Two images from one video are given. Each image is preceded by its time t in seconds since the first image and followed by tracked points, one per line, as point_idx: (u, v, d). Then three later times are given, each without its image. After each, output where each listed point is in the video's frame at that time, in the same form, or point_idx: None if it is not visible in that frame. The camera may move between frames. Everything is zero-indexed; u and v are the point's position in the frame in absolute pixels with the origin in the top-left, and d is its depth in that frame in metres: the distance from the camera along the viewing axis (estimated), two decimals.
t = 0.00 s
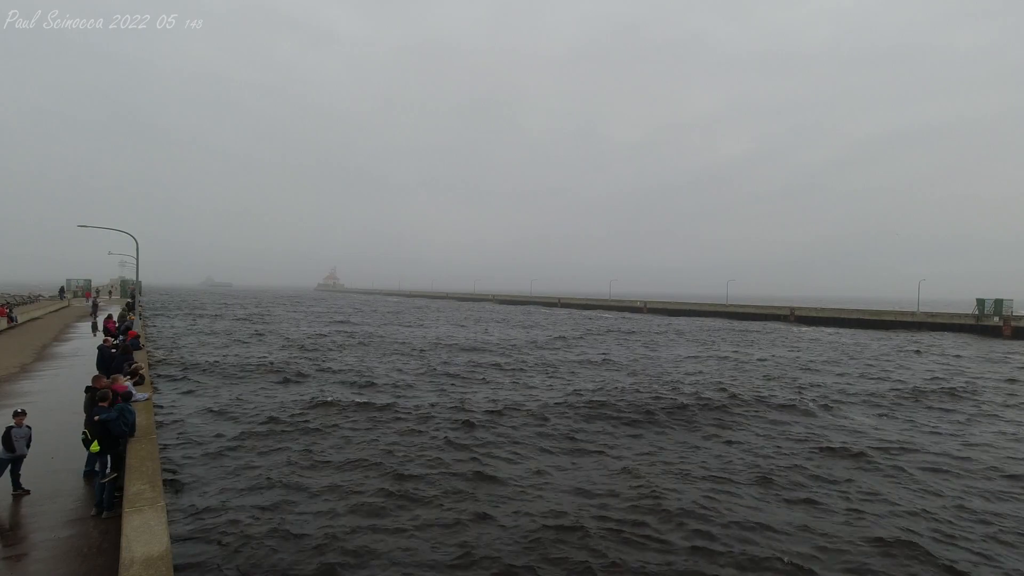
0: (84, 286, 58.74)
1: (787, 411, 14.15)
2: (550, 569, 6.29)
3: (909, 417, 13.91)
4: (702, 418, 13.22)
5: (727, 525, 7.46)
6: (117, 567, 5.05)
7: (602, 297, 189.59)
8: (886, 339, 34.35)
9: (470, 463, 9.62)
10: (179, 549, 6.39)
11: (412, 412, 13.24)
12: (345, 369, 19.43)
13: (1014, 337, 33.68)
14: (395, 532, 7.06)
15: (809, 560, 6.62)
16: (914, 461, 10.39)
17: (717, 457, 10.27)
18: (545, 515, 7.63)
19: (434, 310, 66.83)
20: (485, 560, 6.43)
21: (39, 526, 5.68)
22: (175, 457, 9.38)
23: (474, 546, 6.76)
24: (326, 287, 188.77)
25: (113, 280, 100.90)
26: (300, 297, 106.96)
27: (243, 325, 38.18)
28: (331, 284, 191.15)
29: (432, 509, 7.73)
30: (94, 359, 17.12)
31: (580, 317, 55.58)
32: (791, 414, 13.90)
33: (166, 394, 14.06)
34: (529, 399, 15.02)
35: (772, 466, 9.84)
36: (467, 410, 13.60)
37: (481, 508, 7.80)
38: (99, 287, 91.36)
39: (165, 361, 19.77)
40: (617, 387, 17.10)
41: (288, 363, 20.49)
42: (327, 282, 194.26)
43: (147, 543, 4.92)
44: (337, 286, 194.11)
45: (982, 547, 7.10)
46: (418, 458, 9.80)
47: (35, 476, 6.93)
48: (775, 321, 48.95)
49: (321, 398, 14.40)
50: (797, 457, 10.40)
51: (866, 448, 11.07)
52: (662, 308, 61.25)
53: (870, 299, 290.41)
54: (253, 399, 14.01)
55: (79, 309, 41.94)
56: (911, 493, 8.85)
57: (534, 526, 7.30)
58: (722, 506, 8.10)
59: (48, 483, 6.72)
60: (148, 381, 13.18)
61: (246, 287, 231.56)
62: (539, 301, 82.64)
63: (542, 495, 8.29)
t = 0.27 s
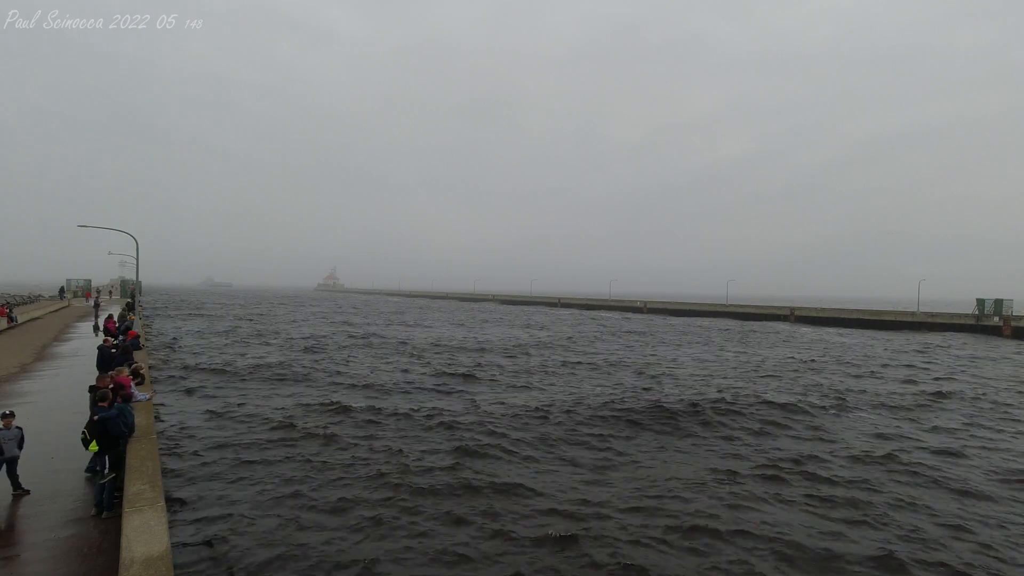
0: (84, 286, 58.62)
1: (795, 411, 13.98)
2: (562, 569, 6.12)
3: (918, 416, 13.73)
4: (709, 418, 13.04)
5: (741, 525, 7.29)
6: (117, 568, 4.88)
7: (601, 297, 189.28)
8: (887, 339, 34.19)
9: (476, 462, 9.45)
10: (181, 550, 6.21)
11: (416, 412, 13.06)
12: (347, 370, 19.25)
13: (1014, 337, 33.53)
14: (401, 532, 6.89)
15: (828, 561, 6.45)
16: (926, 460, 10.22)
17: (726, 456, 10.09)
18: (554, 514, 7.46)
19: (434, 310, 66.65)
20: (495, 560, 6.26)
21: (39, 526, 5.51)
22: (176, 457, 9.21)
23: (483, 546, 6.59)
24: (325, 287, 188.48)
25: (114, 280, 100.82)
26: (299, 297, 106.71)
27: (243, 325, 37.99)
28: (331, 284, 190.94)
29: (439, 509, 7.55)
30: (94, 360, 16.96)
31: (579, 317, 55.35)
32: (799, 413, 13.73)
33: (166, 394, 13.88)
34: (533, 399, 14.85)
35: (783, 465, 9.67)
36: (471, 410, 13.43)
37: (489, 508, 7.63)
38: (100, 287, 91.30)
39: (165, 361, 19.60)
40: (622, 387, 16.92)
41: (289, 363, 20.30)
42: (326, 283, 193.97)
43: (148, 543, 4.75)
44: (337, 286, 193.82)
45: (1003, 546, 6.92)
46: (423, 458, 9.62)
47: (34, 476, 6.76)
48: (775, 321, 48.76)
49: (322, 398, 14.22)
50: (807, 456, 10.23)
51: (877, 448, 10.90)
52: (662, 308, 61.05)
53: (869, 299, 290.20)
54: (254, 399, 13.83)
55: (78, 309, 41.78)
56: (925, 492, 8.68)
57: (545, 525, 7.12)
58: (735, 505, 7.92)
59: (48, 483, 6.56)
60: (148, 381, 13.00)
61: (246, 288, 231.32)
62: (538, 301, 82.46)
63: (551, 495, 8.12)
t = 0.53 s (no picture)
0: (84, 286, 58.51)
1: (800, 411, 13.87)
2: (570, 569, 6.02)
3: (924, 416, 13.64)
4: (713, 417, 12.93)
5: (750, 525, 7.18)
6: (117, 568, 4.77)
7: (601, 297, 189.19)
8: (887, 339, 34.15)
9: (480, 461, 9.35)
10: (182, 550, 6.11)
11: (418, 411, 12.95)
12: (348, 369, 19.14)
13: (1015, 337, 33.51)
14: (406, 531, 6.78)
15: (840, 561, 6.35)
16: (934, 460, 10.12)
17: (733, 455, 9.98)
18: (560, 514, 7.36)
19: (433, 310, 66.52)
20: (501, 560, 6.16)
21: (37, 526, 5.40)
22: (176, 457, 9.10)
23: (490, 545, 6.49)
24: (325, 288, 188.30)
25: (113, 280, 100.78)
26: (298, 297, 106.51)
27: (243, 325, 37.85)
28: (331, 284, 190.83)
29: (444, 508, 7.44)
30: (94, 360, 16.84)
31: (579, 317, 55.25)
32: (803, 413, 13.63)
33: (166, 394, 13.77)
34: (535, 399, 14.74)
35: (790, 464, 9.57)
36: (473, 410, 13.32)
37: (494, 507, 7.52)
38: (100, 288, 91.20)
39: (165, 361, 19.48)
40: (625, 387, 16.81)
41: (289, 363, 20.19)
42: (326, 283, 193.79)
43: (148, 543, 4.64)
44: (336, 286, 193.66)
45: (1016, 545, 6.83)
46: (426, 458, 9.51)
47: (33, 476, 6.66)
48: (775, 321, 48.66)
49: (323, 398, 14.10)
50: (814, 455, 10.13)
51: (884, 447, 10.80)
52: (662, 308, 60.95)
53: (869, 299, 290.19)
54: (255, 399, 13.71)
55: (77, 309, 41.64)
56: (935, 492, 8.59)
57: (551, 525, 7.02)
58: (743, 505, 7.81)
59: (47, 483, 6.45)
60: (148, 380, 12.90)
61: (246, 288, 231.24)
62: (538, 301, 82.38)
63: (557, 494, 8.01)
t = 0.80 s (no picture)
0: (84, 286, 58.52)
1: (797, 410, 13.94)
2: (567, 568, 6.08)
3: (921, 415, 13.71)
4: (711, 417, 13.00)
5: (746, 524, 7.24)
6: (117, 568, 4.84)
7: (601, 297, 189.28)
8: (887, 339, 34.23)
9: (478, 461, 9.41)
10: (182, 549, 6.17)
11: (418, 411, 13.02)
12: (347, 369, 19.21)
13: (1014, 337, 33.61)
14: (405, 530, 6.85)
15: (835, 560, 6.41)
16: (930, 459, 10.19)
17: (730, 455, 10.04)
18: (557, 513, 7.42)
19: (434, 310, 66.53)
20: (498, 559, 6.23)
21: (38, 526, 5.47)
22: (176, 457, 9.16)
23: (487, 544, 6.55)
24: (325, 287, 188.32)
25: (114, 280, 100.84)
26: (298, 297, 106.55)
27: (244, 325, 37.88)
28: (331, 284, 190.87)
29: (442, 508, 7.51)
30: (94, 360, 16.90)
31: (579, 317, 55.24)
32: (801, 412, 13.69)
33: (166, 395, 13.83)
34: (534, 398, 14.80)
35: (787, 464, 9.63)
36: (472, 409, 13.38)
37: (492, 507, 7.58)
38: (100, 288, 91.25)
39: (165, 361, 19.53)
40: (624, 386, 16.88)
41: (288, 363, 20.22)
42: (326, 283, 193.83)
43: (148, 543, 4.71)
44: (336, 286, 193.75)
45: (1010, 545, 6.89)
46: (425, 457, 9.58)
47: (34, 476, 6.72)
48: (775, 321, 48.68)
49: (323, 398, 14.17)
50: (811, 455, 10.20)
51: (881, 447, 10.86)
52: (662, 308, 60.97)
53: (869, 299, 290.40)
54: (255, 399, 13.76)
55: (78, 309, 41.64)
56: (930, 491, 8.65)
57: (549, 524, 7.08)
58: (740, 504, 7.88)
59: (48, 483, 6.52)
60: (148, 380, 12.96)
61: (246, 288, 231.28)
62: (538, 301, 82.42)
63: (555, 493, 8.08)
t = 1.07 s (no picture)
0: (85, 286, 58.51)
1: (799, 410, 13.93)
2: (570, 568, 6.05)
3: (923, 416, 13.69)
4: (713, 417, 12.96)
5: (749, 524, 7.22)
6: (117, 568, 4.81)
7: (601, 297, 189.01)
8: (887, 339, 34.24)
9: (479, 461, 9.39)
10: (183, 550, 6.14)
11: (419, 411, 12.98)
12: (348, 369, 19.18)
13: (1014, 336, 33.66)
14: (406, 530, 6.81)
15: (839, 561, 6.38)
16: (933, 458, 10.17)
17: (732, 454, 10.02)
18: (559, 512, 7.41)
19: (434, 310, 66.45)
20: (501, 558, 6.21)
21: (38, 526, 5.44)
22: (176, 457, 9.13)
23: (490, 544, 6.53)
24: (325, 288, 188.26)
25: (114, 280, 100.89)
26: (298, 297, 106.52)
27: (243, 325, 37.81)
28: (331, 284, 190.72)
29: (444, 507, 7.48)
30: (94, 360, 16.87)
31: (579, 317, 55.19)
32: (802, 412, 13.67)
33: (166, 394, 13.80)
34: (535, 398, 14.77)
35: (789, 463, 9.60)
36: (474, 409, 13.36)
37: (494, 506, 7.55)
38: (100, 288, 91.39)
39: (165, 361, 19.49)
40: (625, 386, 16.85)
41: (288, 363, 20.18)
42: (325, 283, 193.57)
43: (147, 543, 4.68)
44: (336, 286, 193.54)
45: (1015, 544, 6.86)
46: (427, 457, 9.54)
47: (34, 476, 6.70)
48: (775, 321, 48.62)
49: (323, 398, 14.14)
50: (813, 454, 10.18)
51: (883, 446, 10.84)
52: (662, 309, 60.94)
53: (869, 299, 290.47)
54: (255, 399, 13.73)
55: (77, 309, 41.63)
56: (933, 490, 8.62)
57: (551, 524, 7.05)
58: (742, 504, 7.85)
59: (48, 483, 6.49)
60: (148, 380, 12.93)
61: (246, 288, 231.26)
62: (538, 301, 82.43)
63: (557, 493, 8.05)
